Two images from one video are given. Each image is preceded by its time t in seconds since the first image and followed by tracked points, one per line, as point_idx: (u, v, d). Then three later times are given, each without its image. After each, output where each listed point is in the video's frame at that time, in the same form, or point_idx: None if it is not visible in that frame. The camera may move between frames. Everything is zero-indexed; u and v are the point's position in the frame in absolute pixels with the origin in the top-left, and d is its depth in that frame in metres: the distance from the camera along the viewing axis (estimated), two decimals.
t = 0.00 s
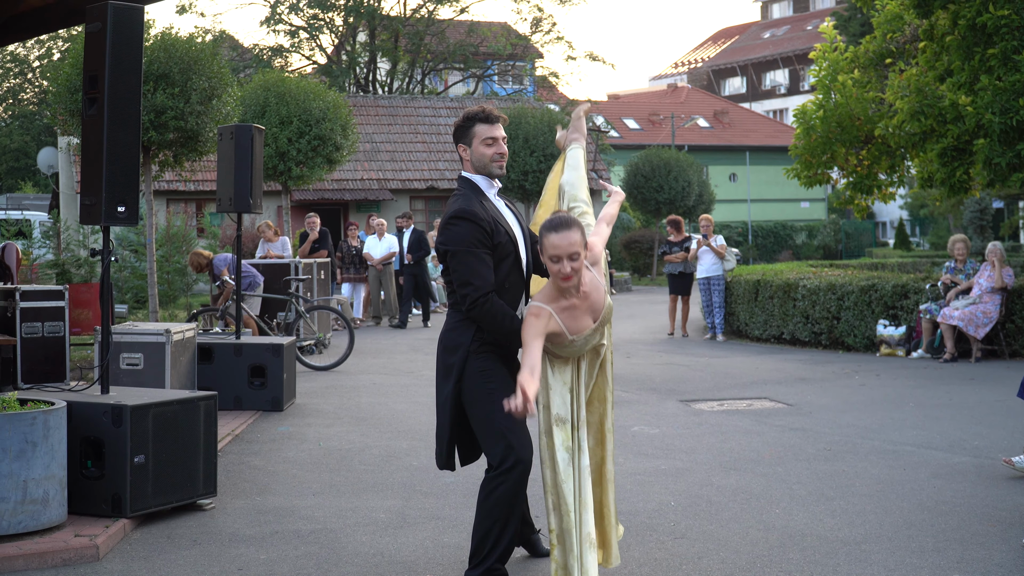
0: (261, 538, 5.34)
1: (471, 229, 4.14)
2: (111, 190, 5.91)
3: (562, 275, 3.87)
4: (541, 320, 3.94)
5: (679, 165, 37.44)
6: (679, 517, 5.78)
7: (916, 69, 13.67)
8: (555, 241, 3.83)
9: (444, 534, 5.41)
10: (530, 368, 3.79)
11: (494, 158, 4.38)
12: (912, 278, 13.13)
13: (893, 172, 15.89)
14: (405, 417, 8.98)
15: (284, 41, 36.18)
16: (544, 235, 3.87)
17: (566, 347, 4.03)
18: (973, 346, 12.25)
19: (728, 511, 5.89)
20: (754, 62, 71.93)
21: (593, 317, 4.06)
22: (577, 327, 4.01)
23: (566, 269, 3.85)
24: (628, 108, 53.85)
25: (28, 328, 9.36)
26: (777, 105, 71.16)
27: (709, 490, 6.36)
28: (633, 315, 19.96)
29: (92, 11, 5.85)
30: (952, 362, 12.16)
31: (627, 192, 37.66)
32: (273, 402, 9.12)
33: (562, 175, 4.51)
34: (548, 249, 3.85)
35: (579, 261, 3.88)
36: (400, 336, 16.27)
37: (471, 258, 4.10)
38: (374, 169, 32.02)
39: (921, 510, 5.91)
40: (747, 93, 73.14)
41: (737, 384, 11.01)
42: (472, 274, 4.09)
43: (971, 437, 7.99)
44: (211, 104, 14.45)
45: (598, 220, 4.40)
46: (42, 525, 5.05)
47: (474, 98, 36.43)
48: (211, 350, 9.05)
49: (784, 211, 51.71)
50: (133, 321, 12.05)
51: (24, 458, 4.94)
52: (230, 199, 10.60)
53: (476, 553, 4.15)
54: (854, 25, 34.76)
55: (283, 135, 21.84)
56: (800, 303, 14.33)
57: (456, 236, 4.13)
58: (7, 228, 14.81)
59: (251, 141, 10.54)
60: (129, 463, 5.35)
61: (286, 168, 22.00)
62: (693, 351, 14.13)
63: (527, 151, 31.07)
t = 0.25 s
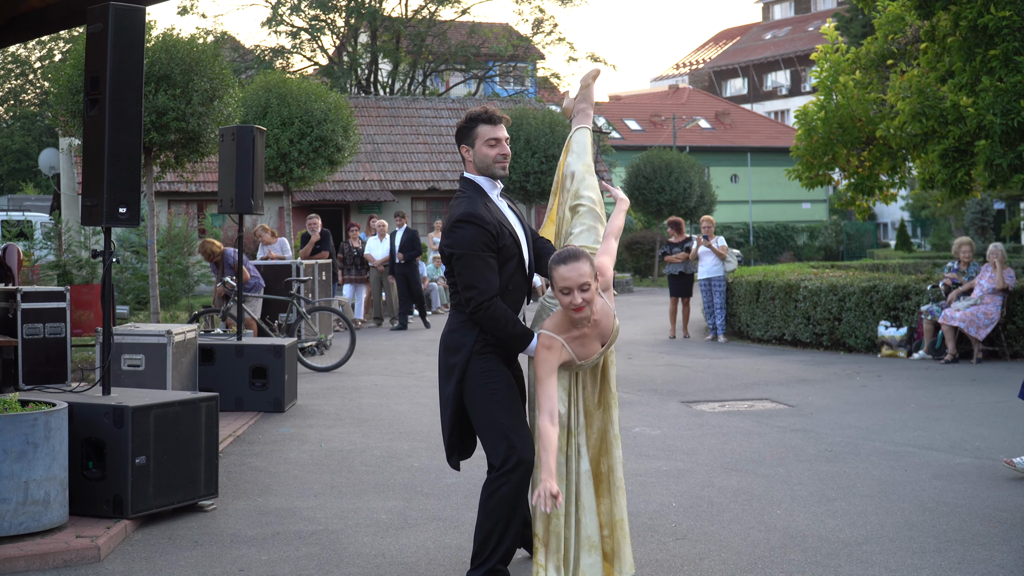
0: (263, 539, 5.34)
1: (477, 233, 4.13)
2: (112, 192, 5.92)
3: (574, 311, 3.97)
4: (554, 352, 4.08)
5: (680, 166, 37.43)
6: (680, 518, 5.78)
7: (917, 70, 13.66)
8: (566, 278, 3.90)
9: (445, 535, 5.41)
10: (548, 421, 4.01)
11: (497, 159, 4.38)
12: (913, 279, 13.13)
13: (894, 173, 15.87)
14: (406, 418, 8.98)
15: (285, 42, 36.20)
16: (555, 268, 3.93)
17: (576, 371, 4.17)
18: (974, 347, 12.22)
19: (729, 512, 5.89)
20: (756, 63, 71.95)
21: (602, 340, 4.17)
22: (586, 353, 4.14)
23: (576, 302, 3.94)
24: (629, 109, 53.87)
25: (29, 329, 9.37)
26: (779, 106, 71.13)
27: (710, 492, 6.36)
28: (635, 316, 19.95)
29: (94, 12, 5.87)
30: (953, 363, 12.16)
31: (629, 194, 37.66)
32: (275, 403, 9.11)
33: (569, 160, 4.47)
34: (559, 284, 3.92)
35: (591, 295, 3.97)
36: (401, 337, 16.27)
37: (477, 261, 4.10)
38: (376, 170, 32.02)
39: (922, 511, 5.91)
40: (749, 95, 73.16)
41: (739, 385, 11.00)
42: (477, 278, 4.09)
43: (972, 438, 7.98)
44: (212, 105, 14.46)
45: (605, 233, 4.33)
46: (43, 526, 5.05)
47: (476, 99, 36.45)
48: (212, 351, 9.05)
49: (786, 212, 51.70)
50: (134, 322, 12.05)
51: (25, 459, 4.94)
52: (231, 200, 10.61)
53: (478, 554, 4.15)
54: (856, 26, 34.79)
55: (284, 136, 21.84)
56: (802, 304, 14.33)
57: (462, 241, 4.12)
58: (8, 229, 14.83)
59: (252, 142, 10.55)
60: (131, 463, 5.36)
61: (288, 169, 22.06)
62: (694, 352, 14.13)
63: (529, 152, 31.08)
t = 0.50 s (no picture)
0: (264, 539, 5.35)
1: (481, 236, 4.12)
2: (114, 193, 5.92)
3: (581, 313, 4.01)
4: (563, 359, 4.12)
5: (681, 166, 37.42)
6: (681, 519, 5.78)
7: (919, 70, 13.65)
8: (571, 280, 3.96)
9: (447, 535, 5.41)
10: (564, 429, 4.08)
11: (498, 160, 4.38)
12: (914, 280, 13.13)
13: (895, 173, 15.87)
14: (407, 418, 8.98)
15: (286, 42, 36.20)
16: (559, 270, 3.99)
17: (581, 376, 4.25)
18: (975, 347, 12.24)
19: (730, 513, 5.89)
20: (757, 63, 71.93)
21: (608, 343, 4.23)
22: (592, 358, 4.19)
23: (583, 303, 3.99)
24: (631, 109, 53.85)
25: (30, 330, 9.37)
26: (780, 106, 71.08)
27: (711, 492, 6.36)
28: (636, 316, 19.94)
29: (95, 12, 5.87)
30: (954, 364, 12.16)
31: (630, 194, 37.66)
32: (276, 403, 9.11)
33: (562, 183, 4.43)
34: (564, 286, 3.98)
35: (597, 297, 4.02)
36: (402, 338, 16.27)
37: (481, 263, 4.10)
38: (377, 170, 32.02)
39: (923, 512, 5.91)
40: (750, 95, 73.12)
41: (740, 385, 11.00)
42: (481, 280, 4.09)
43: (973, 438, 7.98)
44: (213, 106, 14.47)
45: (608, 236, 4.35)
46: (45, 526, 5.06)
47: (477, 99, 36.46)
48: (213, 352, 9.06)
49: (787, 213, 51.68)
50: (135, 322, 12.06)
51: (26, 459, 4.95)
52: (232, 200, 10.62)
53: (479, 555, 4.14)
54: (857, 26, 34.78)
55: (285, 136, 21.85)
56: (803, 304, 14.34)
57: (466, 243, 4.12)
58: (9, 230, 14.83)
59: (254, 142, 10.54)
60: (132, 464, 5.36)
61: (289, 169, 22.07)
62: (695, 353, 14.12)
63: (530, 153, 31.07)
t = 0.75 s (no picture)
0: (264, 539, 5.35)
1: (482, 233, 4.13)
2: (115, 193, 5.92)
3: (582, 289, 4.02)
4: (563, 339, 4.10)
5: (682, 166, 37.42)
6: (682, 518, 5.78)
7: (919, 70, 13.65)
8: (572, 253, 3.99)
9: (448, 535, 5.41)
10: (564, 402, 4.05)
11: (500, 160, 4.38)
12: (915, 280, 13.13)
13: (896, 174, 15.87)
14: (408, 418, 8.99)
15: (287, 43, 36.21)
16: (561, 246, 4.04)
17: (583, 360, 4.21)
18: (976, 348, 12.25)
19: (731, 513, 5.89)
20: (758, 63, 71.93)
21: (611, 329, 4.22)
22: (594, 342, 4.17)
23: (585, 276, 3.99)
24: (631, 110, 53.86)
25: (31, 330, 9.38)
26: (781, 107, 71.05)
27: (712, 492, 6.35)
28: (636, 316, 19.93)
29: (95, 13, 5.87)
30: (955, 364, 12.15)
31: (631, 195, 37.66)
32: (277, 403, 9.12)
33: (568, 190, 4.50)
34: (565, 260, 4.01)
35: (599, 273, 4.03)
36: (403, 338, 16.27)
37: (481, 262, 4.10)
38: (378, 170, 32.02)
39: (924, 512, 5.91)
40: (751, 95, 73.14)
41: (741, 385, 10.99)
42: (483, 278, 4.09)
43: (974, 438, 7.98)
44: (214, 106, 14.47)
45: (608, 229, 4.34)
46: (46, 526, 5.06)
47: (478, 100, 36.46)
48: (214, 352, 9.07)
49: (787, 213, 51.67)
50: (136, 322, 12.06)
51: (28, 459, 4.95)
52: (234, 201, 10.63)
53: (480, 555, 4.15)
54: (858, 27, 34.77)
55: (287, 136, 21.86)
56: (804, 305, 14.33)
57: (468, 240, 4.12)
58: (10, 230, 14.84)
59: (255, 142, 10.55)
60: (133, 464, 5.36)
61: (290, 170, 22.06)
62: (696, 353, 14.12)
63: (531, 153, 31.07)
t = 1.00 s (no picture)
0: (265, 539, 5.35)
1: (479, 225, 4.16)
2: (115, 193, 5.91)
3: (579, 235, 4.06)
4: (560, 290, 4.06)
5: (683, 166, 37.42)
6: (683, 518, 5.77)
7: (920, 70, 13.65)
8: (569, 200, 4.05)
9: (449, 535, 5.42)
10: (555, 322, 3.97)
11: (503, 159, 4.38)
12: (915, 280, 13.13)
13: (896, 174, 15.86)
14: (408, 418, 8.99)
15: (287, 42, 36.22)
16: (558, 195, 4.11)
17: (582, 325, 4.20)
18: (977, 347, 12.25)
19: (731, 512, 5.89)
20: (758, 63, 71.92)
21: (608, 295, 4.22)
22: (591, 302, 4.16)
23: (583, 221, 4.05)
24: (632, 109, 53.87)
25: (32, 330, 9.39)
26: (781, 107, 71.02)
27: (712, 492, 6.36)
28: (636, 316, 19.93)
29: (95, 13, 5.86)
30: (955, 364, 12.15)
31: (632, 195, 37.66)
32: (278, 403, 9.13)
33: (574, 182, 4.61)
34: (562, 208, 4.07)
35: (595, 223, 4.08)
36: (403, 338, 16.27)
37: (479, 258, 4.12)
38: (378, 170, 32.02)
39: (924, 511, 5.91)
40: (751, 95, 73.12)
41: (741, 385, 10.99)
42: (480, 272, 4.12)
43: (974, 438, 7.98)
44: (215, 106, 14.48)
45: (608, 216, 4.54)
46: (46, 526, 5.06)
47: (478, 100, 36.48)
48: (215, 352, 9.06)
49: (787, 213, 51.66)
50: (136, 322, 12.06)
51: (28, 459, 4.95)
52: (234, 201, 10.61)
53: (480, 554, 4.15)
54: (858, 26, 34.79)
55: (287, 136, 21.85)
56: (804, 304, 14.33)
57: (465, 230, 4.16)
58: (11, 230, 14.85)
59: (255, 142, 10.56)
60: (133, 464, 5.36)
61: (290, 170, 22.01)
62: (697, 353, 14.13)
63: (531, 153, 31.10)
